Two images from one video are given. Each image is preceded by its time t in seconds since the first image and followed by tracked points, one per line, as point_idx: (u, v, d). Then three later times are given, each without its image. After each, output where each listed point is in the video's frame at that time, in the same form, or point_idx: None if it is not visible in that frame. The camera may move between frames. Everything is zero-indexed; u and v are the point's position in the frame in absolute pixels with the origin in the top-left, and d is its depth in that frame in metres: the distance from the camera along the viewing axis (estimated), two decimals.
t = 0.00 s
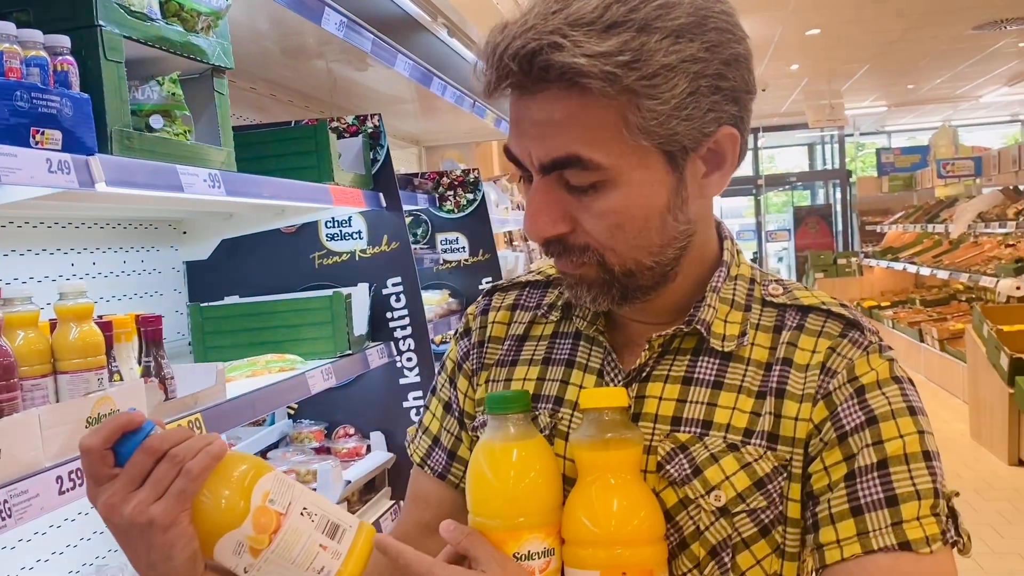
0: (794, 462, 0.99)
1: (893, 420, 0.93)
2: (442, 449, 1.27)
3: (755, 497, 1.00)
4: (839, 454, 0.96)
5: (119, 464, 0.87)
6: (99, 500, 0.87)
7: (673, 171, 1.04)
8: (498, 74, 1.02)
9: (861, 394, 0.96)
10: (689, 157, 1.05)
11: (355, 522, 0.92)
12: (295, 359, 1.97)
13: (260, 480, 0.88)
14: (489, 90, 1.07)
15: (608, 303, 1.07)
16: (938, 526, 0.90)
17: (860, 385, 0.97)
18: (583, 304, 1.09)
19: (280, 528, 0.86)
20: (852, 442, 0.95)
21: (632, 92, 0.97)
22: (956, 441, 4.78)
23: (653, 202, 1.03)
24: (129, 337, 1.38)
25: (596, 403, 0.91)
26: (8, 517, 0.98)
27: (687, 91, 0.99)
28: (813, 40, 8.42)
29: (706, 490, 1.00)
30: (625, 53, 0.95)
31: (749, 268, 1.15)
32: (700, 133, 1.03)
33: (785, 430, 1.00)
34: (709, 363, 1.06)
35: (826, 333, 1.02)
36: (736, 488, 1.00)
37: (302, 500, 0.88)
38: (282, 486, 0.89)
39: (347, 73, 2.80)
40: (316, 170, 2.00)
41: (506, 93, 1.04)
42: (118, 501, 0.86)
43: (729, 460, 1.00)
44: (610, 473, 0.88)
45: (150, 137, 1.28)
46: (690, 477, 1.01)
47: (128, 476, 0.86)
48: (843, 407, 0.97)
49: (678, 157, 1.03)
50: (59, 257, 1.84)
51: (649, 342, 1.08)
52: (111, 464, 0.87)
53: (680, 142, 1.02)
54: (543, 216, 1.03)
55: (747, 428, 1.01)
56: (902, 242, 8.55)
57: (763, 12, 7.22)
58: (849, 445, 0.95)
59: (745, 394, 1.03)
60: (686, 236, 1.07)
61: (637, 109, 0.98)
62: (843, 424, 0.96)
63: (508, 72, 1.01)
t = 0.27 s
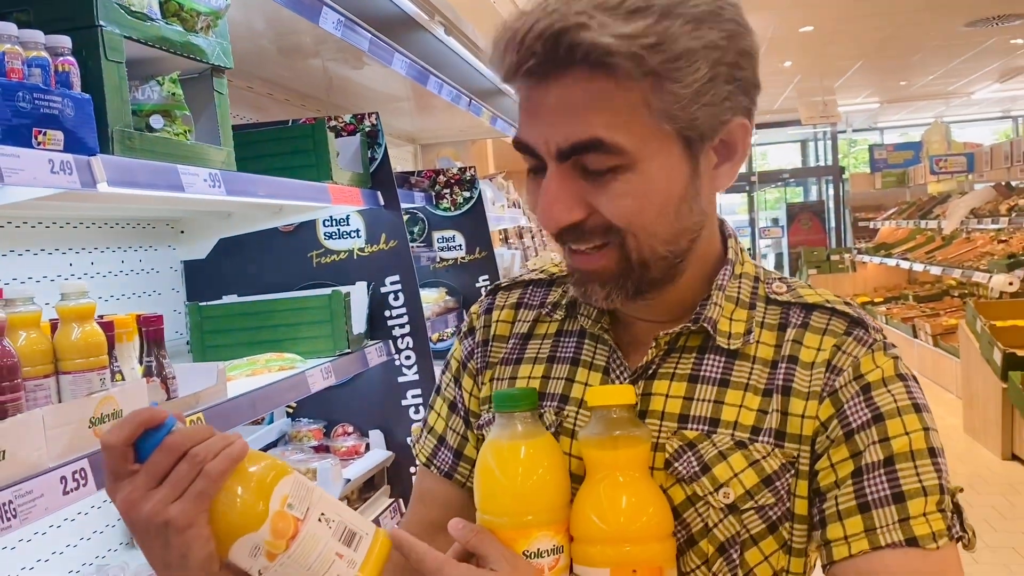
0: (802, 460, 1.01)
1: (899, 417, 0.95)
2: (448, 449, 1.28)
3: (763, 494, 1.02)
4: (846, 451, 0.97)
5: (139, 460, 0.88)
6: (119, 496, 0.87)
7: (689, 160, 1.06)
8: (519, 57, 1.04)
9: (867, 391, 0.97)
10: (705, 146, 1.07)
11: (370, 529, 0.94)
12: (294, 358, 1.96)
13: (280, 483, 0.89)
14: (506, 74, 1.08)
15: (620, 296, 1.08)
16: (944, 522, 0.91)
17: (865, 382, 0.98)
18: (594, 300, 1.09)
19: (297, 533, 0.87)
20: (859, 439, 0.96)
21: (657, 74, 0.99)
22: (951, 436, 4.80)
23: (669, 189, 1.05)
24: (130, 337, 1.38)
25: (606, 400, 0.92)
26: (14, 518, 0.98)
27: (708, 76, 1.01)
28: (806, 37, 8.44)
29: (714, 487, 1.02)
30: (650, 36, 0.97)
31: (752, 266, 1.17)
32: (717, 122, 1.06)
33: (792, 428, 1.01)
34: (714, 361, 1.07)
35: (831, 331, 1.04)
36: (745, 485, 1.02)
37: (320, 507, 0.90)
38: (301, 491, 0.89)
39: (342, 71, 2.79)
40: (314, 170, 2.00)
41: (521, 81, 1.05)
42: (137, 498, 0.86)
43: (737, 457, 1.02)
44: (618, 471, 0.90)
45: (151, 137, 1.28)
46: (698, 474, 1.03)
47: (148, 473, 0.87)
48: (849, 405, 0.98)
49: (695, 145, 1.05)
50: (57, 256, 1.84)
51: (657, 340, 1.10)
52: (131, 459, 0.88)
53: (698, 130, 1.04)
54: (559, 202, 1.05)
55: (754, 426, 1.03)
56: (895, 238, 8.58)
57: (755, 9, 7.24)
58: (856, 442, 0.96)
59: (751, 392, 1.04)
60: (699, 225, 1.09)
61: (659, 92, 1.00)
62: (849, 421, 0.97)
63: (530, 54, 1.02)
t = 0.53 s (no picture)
0: (811, 454, 1.02)
1: (905, 412, 0.95)
2: (441, 448, 1.31)
3: (774, 489, 1.03)
4: (852, 446, 0.98)
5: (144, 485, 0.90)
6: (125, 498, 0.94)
7: (715, 116, 1.17)
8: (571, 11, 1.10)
9: (873, 386, 0.98)
10: (730, 94, 1.21)
11: None
12: (296, 357, 1.97)
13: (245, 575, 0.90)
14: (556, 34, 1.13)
15: (676, 252, 1.13)
16: (951, 517, 0.91)
17: (871, 377, 0.99)
18: (644, 266, 1.12)
19: None
20: (865, 434, 0.97)
21: (699, 19, 1.13)
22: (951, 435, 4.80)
23: (714, 131, 1.17)
24: (134, 335, 1.38)
25: (622, 393, 0.92)
26: (19, 516, 0.98)
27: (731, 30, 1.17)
28: (805, 36, 8.44)
29: (726, 483, 1.03)
30: None
31: (755, 260, 1.20)
32: (733, 75, 1.20)
33: (801, 422, 1.03)
34: (723, 356, 1.09)
35: (835, 325, 1.05)
36: (756, 480, 1.03)
37: None
38: None
39: (343, 70, 2.80)
40: (316, 169, 2.00)
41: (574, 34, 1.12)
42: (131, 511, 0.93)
43: (748, 452, 1.04)
44: (630, 466, 0.90)
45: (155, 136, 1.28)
46: (710, 469, 1.04)
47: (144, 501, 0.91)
48: (855, 399, 0.99)
49: (726, 91, 1.19)
50: (60, 255, 1.83)
51: (665, 333, 1.12)
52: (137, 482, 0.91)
53: (728, 77, 1.19)
54: (624, 149, 1.11)
55: (764, 421, 1.04)
56: (895, 238, 8.58)
57: (755, 8, 7.23)
58: (862, 437, 0.97)
59: (760, 387, 1.06)
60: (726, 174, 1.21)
61: (703, 37, 1.14)
62: (855, 416, 0.98)
63: None
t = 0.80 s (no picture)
0: (812, 474, 0.99)
1: (907, 431, 0.93)
2: (425, 462, 1.30)
3: (775, 511, 1.00)
4: (854, 466, 0.96)
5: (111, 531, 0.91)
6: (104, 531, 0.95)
7: (658, 144, 1.04)
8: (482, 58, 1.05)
9: (874, 405, 0.95)
10: (674, 132, 1.05)
11: None
12: (308, 361, 1.97)
13: None
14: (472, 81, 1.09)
15: (610, 297, 1.04)
16: (955, 536, 0.90)
17: (871, 395, 0.96)
18: (583, 305, 1.06)
19: None
20: (867, 454, 0.95)
21: (614, 58, 0.99)
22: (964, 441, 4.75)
23: (642, 174, 1.03)
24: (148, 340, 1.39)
25: (621, 414, 0.90)
26: (34, 521, 0.98)
27: (666, 60, 1.02)
28: (817, 39, 8.40)
29: (725, 505, 1.00)
30: (603, 21, 0.98)
31: (751, 273, 1.16)
32: (683, 107, 1.05)
33: (801, 443, 1.00)
34: (720, 374, 1.05)
35: (834, 341, 1.02)
36: (756, 502, 1.00)
37: None
38: None
39: (354, 74, 2.80)
40: (327, 174, 2.01)
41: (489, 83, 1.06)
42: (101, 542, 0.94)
43: (748, 474, 1.01)
44: (631, 489, 0.89)
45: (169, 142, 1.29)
46: (709, 492, 1.01)
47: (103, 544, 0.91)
48: (856, 419, 0.96)
49: (664, 130, 1.04)
50: (73, 259, 1.84)
51: (659, 352, 1.07)
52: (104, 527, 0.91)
53: (664, 114, 1.03)
54: (533, 203, 1.04)
55: (763, 442, 1.01)
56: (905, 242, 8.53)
57: (766, 11, 7.22)
58: (864, 457, 0.95)
59: (759, 406, 1.03)
60: (680, 216, 1.07)
61: (621, 79, 1.00)
62: (857, 436, 0.96)
63: (490, 52, 1.04)
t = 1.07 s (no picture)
0: (801, 487, 0.91)
1: (898, 437, 0.85)
2: (403, 472, 1.22)
3: (764, 528, 0.91)
4: (844, 477, 0.88)
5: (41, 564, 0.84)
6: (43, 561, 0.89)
7: (609, 160, 0.96)
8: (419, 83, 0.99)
9: (862, 411, 0.87)
10: (627, 145, 0.97)
11: None
12: (343, 360, 1.99)
13: None
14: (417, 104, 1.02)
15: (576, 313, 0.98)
16: (953, 545, 0.83)
17: (859, 401, 0.88)
18: (549, 322, 1.00)
19: None
20: (857, 464, 0.87)
21: (551, 77, 0.92)
22: (998, 452, 4.63)
23: (593, 192, 0.95)
24: (190, 337, 1.41)
25: (604, 434, 0.83)
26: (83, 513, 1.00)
27: (612, 72, 0.94)
28: (851, 41, 8.28)
29: (711, 522, 0.92)
30: (538, 37, 0.91)
31: (731, 273, 1.08)
32: (634, 118, 0.97)
33: (789, 454, 0.91)
34: (702, 384, 0.97)
35: (819, 344, 0.94)
36: (744, 519, 0.92)
37: None
38: None
39: (387, 76, 2.83)
40: (363, 175, 2.04)
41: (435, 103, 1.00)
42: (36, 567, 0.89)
43: (734, 488, 0.92)
44: (618, 515, 0.81)
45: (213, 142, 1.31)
46: (694, 509, 0.93)
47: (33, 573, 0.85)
48: (844, 427, 0.88)
49: (614, 145, 0.96)
50: (115, 257, 1.87)
51: (639, 363, 0.99)
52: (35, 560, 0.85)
53: (611, 128, 0.95)
54: (485, 225, 0.98)
55: (749, 454, 0.93)
56: (940, 247, 8.37)
57: (801, 12, 7.12)
58: (854, 467, 0.87)
59: (743, 415, 0.94)
60: (642, 229, 0.98)
61: (561, 96, 0.93)
62: (845, 445, 0.88)
63: (426, 74, 0.97)
